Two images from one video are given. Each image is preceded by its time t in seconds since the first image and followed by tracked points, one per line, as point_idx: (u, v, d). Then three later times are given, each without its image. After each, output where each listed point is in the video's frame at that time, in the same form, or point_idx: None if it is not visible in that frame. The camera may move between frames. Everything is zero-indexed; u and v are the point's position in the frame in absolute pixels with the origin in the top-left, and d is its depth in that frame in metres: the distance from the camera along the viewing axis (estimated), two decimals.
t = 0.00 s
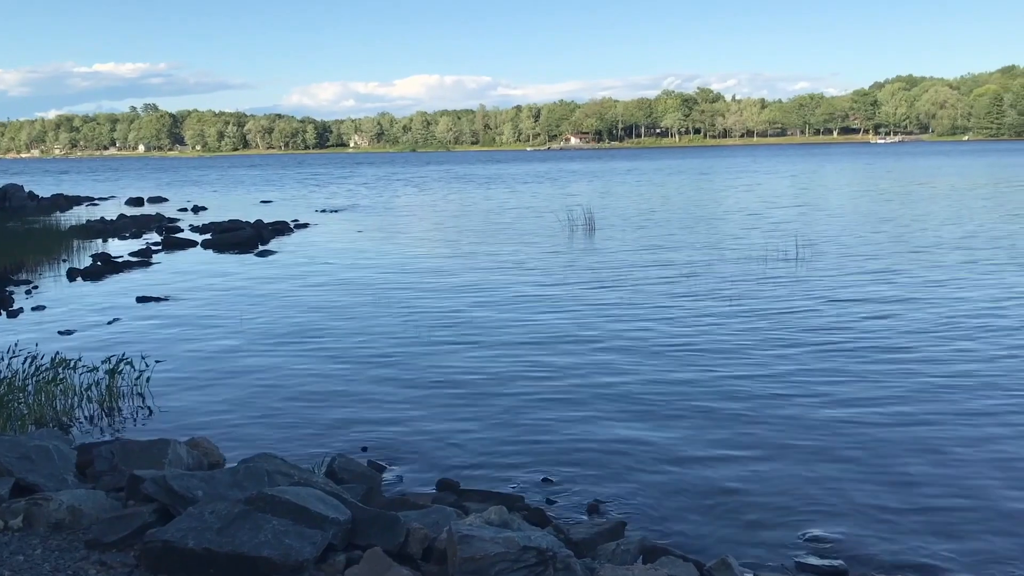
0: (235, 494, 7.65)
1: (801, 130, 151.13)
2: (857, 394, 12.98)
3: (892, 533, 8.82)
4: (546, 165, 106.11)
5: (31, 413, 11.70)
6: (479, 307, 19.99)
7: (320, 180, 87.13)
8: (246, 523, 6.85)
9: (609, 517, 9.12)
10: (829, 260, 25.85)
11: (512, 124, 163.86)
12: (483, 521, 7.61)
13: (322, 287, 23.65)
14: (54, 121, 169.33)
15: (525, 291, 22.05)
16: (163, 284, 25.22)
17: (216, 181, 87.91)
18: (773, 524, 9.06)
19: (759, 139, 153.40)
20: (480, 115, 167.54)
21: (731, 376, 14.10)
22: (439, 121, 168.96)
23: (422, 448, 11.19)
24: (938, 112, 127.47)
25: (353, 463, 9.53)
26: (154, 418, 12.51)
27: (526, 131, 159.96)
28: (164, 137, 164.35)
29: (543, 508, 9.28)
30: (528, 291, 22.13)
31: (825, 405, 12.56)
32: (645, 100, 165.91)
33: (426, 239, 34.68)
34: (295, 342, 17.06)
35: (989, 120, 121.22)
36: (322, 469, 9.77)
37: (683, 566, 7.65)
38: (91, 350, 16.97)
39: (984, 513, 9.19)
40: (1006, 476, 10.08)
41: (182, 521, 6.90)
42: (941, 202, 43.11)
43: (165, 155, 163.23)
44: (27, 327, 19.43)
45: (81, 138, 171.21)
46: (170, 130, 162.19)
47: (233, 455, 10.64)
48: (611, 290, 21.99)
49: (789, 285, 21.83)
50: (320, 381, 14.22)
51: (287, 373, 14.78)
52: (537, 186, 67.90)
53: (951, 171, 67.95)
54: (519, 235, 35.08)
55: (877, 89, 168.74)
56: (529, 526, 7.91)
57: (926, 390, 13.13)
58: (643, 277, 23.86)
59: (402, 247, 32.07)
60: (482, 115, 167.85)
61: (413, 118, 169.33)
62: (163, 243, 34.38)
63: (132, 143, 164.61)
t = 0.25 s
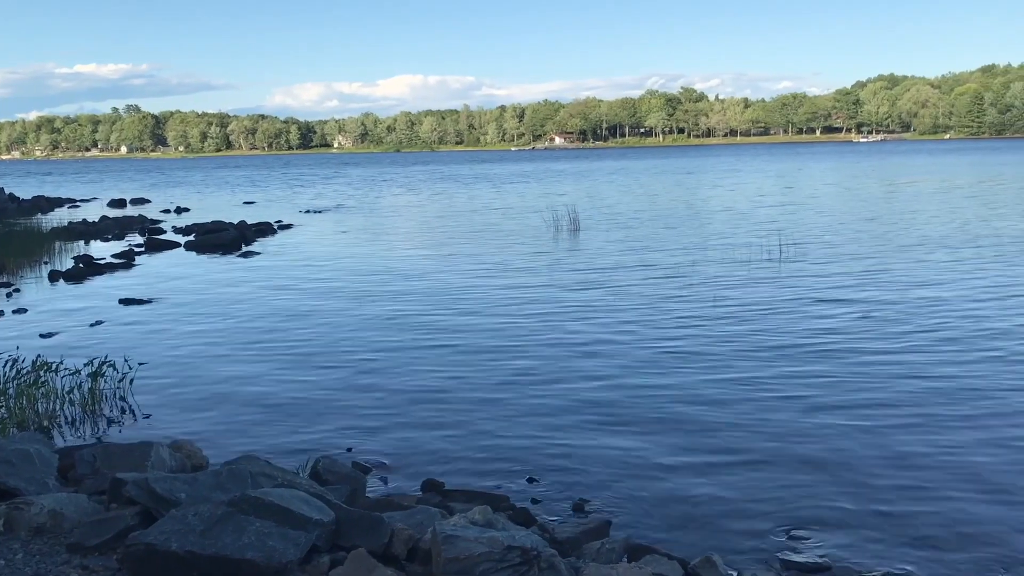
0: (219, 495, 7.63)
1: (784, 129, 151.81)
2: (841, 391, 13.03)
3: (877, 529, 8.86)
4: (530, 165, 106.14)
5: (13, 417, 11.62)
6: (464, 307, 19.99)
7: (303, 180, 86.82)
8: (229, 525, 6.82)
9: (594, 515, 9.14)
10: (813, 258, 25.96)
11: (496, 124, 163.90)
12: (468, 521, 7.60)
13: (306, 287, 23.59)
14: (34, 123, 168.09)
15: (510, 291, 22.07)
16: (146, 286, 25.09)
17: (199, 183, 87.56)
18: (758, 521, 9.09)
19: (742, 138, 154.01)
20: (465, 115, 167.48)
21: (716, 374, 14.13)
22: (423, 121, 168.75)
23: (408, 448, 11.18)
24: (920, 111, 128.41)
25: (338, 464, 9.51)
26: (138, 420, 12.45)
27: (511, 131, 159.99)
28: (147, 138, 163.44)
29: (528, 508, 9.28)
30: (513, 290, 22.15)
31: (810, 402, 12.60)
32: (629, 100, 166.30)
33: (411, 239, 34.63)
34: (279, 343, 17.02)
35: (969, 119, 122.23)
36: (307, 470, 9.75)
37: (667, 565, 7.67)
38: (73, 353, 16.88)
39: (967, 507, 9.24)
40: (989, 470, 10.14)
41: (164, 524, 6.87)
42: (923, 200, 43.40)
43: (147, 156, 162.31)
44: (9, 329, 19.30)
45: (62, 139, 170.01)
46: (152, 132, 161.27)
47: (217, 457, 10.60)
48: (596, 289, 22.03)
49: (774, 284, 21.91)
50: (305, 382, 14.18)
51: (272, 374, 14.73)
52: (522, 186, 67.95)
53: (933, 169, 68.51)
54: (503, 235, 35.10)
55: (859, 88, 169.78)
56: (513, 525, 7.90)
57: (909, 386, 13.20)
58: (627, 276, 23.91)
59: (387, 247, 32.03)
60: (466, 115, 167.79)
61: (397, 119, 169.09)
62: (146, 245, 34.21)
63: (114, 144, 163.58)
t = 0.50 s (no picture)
0: (205, 496, 7.60)
1: (769, 127, 152.29)
2: (828, 389, 13.08)
3: (863, 525, 8.90)
4: (517, 164, 106.06)
5: None
6: (450, 307, 19.97)
7: (289, 180, 86.49)
8: (214, 526, 6.81)
9: (581, 513, 9.15)
10: (799, 256, 26.03)
11: (482, 122, 163.74)
12: (455, 520, 7.59)
13: (292, 288, 23.52)
14: (17, 123, 166.78)
15: (497, 290, 22.06)
16: (131, 286, 24.94)
17: (184, 182, 87.31)
18: (745, 518, 9.12)
19: (728, 137, 154.41)
20: (451, 114, 167.28)
21: (703, 373, 14.16)
22: (409, 120, 168.43)
23: (394, 448, 11.16)
24: (904, 109, 129.09)
25: (325, 464, 9.48)
26: (123, 421, 12.38)
27: (497, 130, 159.87)
28: (131, 137, 162.44)
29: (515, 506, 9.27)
30: (500, 290, 22.14)
31: (797, 400, 12.63)
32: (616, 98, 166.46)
33: (398, 238, 34.56)
34: (265, 343, 16.97)
35: (953, 117, 122.69)
36: (294, 470, 9.72)
37: (654, 562, 7.68)
38: (57, 354, 16.76)
39: (953, 504, 9.28)
40: (976, 466, 10.18)
41: (150, 525, 6.85)
42: (909, 199, 43.55)
43: (132, 156, 161.33)
44: None
45: (45, 139, 168.79)
46: (136, 131, 160.30)
47: (202, 458, 10.55)
48: (583, 288, 22.05)
49: (761, 282, 21.95)
50: (292, 382, 14.14)
51: (258, 374, 14.68)
52: (508, 185, 67.89)
53: (917, 167, 68.94)
54: (490, 234, 35.07)
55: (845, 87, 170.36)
56: (500, 524, 7.90)
57: (896, 383, 13.25)
58: (614, 275, 23.94)
59: (374, 247, 31.96)
60: (452, 114, 167.59)
61: (383, 117, 168.72)
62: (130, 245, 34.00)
63: (98, 144, 162.49)
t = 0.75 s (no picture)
0: (187, 497, 7.57)
1: (751, 125, 152.88)
2: (811, 385, 13.15)
3: (846, 521, 8.95)
4: (500, 163, 106.03)
5: None
6: (434, 306, 19.94)
7: (272, 179, 86.19)
8: (196, 527, 6.79)
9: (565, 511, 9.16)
10: (781, 254, 26.17)
11: (465, 121, 163.72)
12: (439, 519, 7.59)
13: (275, 287, 23.43)
14: None
15: (480, 289, 22.06)
16: (112, 287, 24.80)
17: (166, 182, 87.02)
18: (729, 515, 9.15)
19: (710, 135, 154.90)
20: (433, 113, 167.02)
21: (687, 370, 14.21)
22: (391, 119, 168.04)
23: (378, 447, 11.14)
24: (885, 107, 129.84)
25: (309, 465, 9.45)
26: (104, 423, 12.31)
27: (480, 129, 159.73)
28: (111, 137, 161.34)
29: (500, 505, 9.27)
30: (483, 288, 22.13)
31: (780, 396, 12.69)
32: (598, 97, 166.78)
33: (382, 237, 34.51)
34: (248, 343, 16.90)
35: (933, 115, 123.53)
36: (277, 471, 9.69)
37: (638, 559, 7.71)
38: (38, 355, 16.64)
39: (934, 499, 9.34)
40: (958, 461, 10.25)
41: (131, 528, 6.83)
42: (890, 196, 43.82)
43: (112, 156, 160.25)
44: None
45: (24, 139, 167.43)
46: (117, 131, 159.25)
47: (184, 459, 10.50)
48: (566, 287, 22.08)
49: (744, 280, 22.05)
50: (275, 382, 14.08)
51: (240, 374, 14.62)
52: (491, 183, 67.86)
53: (898, 164, 69.31)
54: (473, 233, 35.05)
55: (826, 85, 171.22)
56: (484, 522, 7.90)
57: (877, 379, 13.33)
58: (597, 273, 23.98)
59: (357, 246, 31.88)
60: (435, 113, 167.35)
61: (365, 116, 168.28)
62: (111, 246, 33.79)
63: (78, 144, 161.27)
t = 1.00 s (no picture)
0: (166, 498, 7.52)
1: (730, 123, 153.46)
2: (791, 382, 13.21)
3: (825, 517, 9.00)
4: (480, 161, 105.92)
5: None
6: (414, 305, 19.91)
7: (252, 179, 85.79)
8: (175, 530, 6.75)
9: (546, 510, 9.15)
10: (761, 252, 26.28)
11: (445, 120, 163.49)
12: (420, 519, 7.57)
13: (254, 287, 23.32)
14: None
15: (461, 288, 22.02)
16: (89, 288, 24.61)
17: (144, 182, 86.45)
18: (709, 513, 9.18)
19: (690, 133, 155.39)
20: (414, 112, 166.70)
21: (668, 368, 14.24)
22: (371, 118, 167.58)
23: (358, 448, 11.10)
24: (862, 105, 130.64)
25: (289, 466, 9.40)
26: (81, 425, 12.20)
27: (460, 127, 159.61)
28: (88, 137, 160.03)
29: (481, 504, 9.25)
30: (464, 288, 22.11)
31: (759, 394, 12.75)
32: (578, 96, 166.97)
33: (362, 237, 34.40)
34: (226, 343, 16.80)
35: (910, 113, 124.42)
36: (257, 471, 9.63)
37: (620, 557, 7.72)
38: (14, 357, 16.50)
39: (913, 495, 9.41)
40: (937, 458, 10.32)
41: (110, 532, 6.79)
42: (868, 194, 44.08)
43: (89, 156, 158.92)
44: None
45: None
46: (94, 130, 157.94)
47: (163, 462, 10.43)
48: (546, 285, 22.09)
49: (724, 278, 22.13)
50: (254, 383, 14.02)
51: (219, 375, 14.55)
52: (471, 182, 67.82)
53: (876, 162, 69.76)
54: (454, 232, 35.00)
55: (804, 83, 172.15)
56: (466, 522, 7.88)
57: (855, 376, 13.42)
58: (577, 272, 24.01)
59: (337, 246, 31.79)
60: (415, 112, 167.02)
61: (345, 116, 167.71)
62: (89, 246, 33.50)
63: (54, 143, 159.80)
